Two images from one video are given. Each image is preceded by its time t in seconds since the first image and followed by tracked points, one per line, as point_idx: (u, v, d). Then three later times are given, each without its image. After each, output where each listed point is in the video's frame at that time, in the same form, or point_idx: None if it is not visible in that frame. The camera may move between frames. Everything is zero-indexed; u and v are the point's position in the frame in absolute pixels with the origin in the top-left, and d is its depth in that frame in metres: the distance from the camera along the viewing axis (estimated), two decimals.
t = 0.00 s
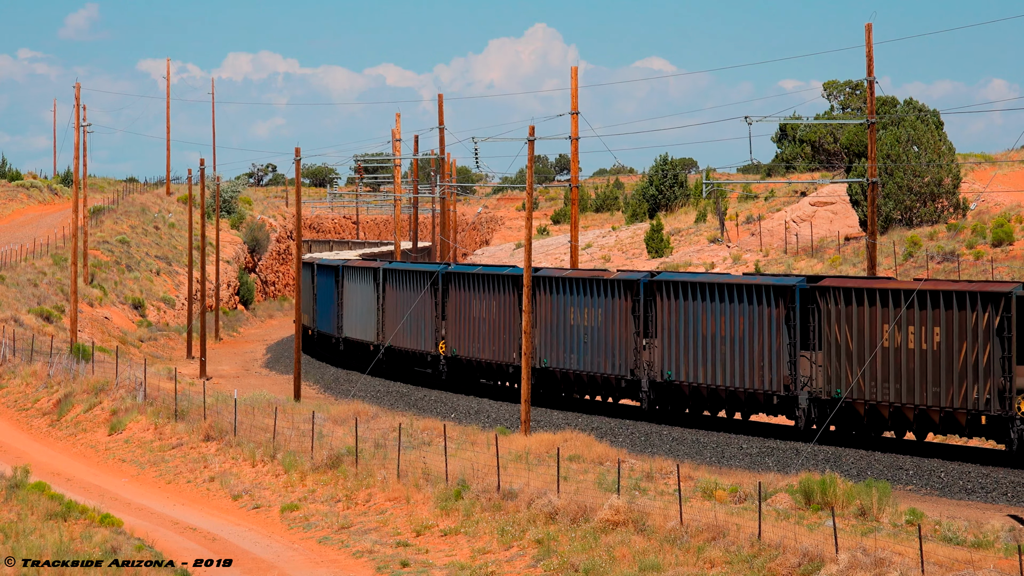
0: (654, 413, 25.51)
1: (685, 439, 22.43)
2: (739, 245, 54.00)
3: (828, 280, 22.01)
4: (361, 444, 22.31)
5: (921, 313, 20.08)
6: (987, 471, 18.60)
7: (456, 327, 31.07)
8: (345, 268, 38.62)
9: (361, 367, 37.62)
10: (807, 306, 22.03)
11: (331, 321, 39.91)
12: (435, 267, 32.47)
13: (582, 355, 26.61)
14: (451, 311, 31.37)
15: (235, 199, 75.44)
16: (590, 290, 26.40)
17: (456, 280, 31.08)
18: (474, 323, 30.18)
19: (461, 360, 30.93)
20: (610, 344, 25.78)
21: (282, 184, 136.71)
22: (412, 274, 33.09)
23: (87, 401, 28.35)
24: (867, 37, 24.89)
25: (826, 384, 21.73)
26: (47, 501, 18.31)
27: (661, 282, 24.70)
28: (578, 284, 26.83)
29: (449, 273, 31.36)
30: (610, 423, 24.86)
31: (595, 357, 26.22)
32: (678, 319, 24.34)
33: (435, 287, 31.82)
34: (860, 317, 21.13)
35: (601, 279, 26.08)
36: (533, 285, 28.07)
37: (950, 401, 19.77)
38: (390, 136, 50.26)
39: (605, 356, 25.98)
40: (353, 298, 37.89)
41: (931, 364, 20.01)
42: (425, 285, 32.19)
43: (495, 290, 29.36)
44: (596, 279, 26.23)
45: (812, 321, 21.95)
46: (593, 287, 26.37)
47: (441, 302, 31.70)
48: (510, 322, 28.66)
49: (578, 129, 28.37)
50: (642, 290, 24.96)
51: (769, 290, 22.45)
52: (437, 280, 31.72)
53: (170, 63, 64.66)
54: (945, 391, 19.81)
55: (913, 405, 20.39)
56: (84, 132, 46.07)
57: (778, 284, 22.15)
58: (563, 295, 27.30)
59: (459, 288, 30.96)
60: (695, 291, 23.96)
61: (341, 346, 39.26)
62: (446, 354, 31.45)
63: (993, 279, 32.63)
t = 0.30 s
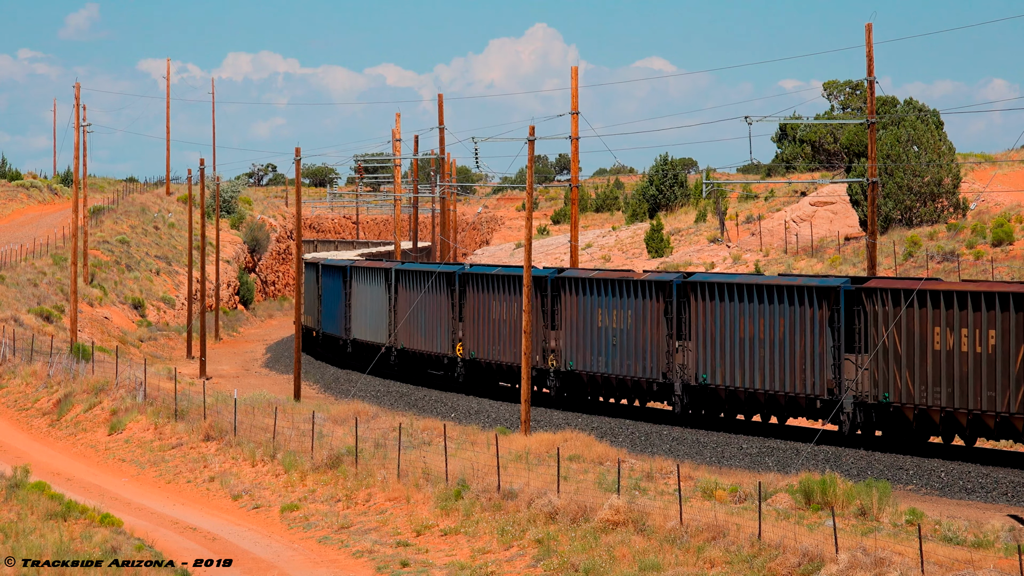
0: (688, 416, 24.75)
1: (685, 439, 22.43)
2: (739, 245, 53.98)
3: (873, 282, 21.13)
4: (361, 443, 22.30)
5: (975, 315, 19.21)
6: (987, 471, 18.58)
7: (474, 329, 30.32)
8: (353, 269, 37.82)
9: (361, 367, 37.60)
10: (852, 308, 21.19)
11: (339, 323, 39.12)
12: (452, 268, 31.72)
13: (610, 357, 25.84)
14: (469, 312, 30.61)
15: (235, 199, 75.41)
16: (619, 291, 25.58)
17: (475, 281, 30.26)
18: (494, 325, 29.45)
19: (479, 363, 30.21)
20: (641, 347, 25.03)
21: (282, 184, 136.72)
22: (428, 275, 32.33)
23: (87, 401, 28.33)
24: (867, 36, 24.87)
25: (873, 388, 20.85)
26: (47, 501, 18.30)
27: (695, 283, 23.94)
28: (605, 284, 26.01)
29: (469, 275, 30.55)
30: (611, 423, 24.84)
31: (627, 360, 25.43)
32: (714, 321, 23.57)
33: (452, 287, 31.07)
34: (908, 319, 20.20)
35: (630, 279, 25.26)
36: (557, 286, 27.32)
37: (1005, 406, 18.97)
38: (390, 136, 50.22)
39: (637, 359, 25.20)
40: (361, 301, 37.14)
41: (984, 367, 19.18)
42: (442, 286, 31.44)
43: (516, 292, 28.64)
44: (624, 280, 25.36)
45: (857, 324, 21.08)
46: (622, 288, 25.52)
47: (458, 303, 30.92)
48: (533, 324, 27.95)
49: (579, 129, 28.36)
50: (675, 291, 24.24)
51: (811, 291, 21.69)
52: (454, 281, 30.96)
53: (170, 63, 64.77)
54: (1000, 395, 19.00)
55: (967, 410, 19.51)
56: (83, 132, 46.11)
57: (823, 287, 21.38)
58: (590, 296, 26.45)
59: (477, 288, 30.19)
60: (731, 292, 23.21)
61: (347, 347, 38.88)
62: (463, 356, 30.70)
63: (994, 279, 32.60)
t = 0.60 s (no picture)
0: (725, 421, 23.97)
1: (685, 439, 22.42)
2: (739, 245, 53.98)
3: (921, 282, 20.13)
4: (361, 443, 22.29)
5: None
6: (987, 471, 18.58)
7: (494, 331, 29.61)
8: (362, 270, 37.06)
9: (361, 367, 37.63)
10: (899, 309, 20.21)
11: (347, 325, 38.34)
12: (470, 269, 31.01)
13: (641, 361, 25.20)
14: (488, 314, 29.91)
15: (235, 199, 75.40)
16: (650, 293, 24.92)
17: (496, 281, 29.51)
18: (515, 326, 28.72)
19: (500, 365, 29.55)
20: (673, 349, 24.34)
21: (282, 184, 136.70)
22: (444, 276, 31.61)
23: (87, 401, 28.33)
24: (867, 36, 24.86)
25: (923, 391, 19.89)
26: (47, 501, 18.29)
27: (731, 284, 23.21)
28: (636, 286, 25.35)
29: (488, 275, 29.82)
30: (610, 423, 24.84)
31: (659, 363, 24.70)
32: (751, 324, 22.83)
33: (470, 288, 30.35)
34: (961, 321, 19.22)
35: (662, 281, 24.60)
36: (584, 287, 26.81)
37: None
38: (390, 136, 50.17)
39: (670, 362, 24.47)
40: (371, 303, 36.39)
41: None
42: (459, 286, 30.73)
43: (542, 293, 28.12)
44: (655, 281, 24.78)
45: (905, 326, 20.12)
46: (653, 290, 24.83)
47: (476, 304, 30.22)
48: (559, 326, 27.41)
49: (578, 129, 28.36)
50: (709, 293, 23.48)
51: (855, 292, 20.80)
52: (472, 281, 30.32)
53: (169, 63, 64.61)
54: None
55: None
56: (83, 131, 46.12)
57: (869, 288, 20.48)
58: (619, 298, 25.80)
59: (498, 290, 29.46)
60: (769, 293, 22.46)
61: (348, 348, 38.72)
62: (483, 358, 29.99)
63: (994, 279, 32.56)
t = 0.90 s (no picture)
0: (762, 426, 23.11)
1: (685, 439, 22.42)
2: (739, 245, 54.00)
3: (973, 284, 19.33)
4: (361, 444, 22.30)
5: None
6: (987, 471, 18.58)
7: (516, 333, 28.75)
8: (372, 270, 35.97)
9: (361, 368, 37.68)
10: (951, 312, 19.38)
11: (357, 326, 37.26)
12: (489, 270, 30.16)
13: (673, 364, 24.20)
14: (509, 316, 29.07)
15: (235, 199, 75.42)
16: (683, 295, 23.97)
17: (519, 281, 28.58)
18: (539, 329, 27.88)
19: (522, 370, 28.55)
20: (708, 353, 23.41)
21: (282, 185, 136.82)
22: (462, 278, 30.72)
23: (87, 401, 28.33)
24: (867, 36, 24.88)
25: (977, 396, 19.02)
26: (47, 501, 18.29)
27: (770, 286, 22.26)
28: (667, 288, 24.35)
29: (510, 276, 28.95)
30: (610, 423, 24.84)
31: (694, 366, 23.74)
32: (793, 326, 21.93)
33: (490, 289, 29.51)
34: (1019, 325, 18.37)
35: (696, 283, 23.66)
36: (611, 289, 25.77)
37: None
38: (390, 136, 50.17)
39: (705, 366, 23.51)
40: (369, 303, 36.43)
41: None
42: (478, 287, 29.87)
43: (565, 295, 27.00)
44: (688, 283, 23.83)
45: (957, 328, 19.29)
46: (687, 292, 23.87)
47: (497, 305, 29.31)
48: (585, 328, 26.33)
49: (578, 129, 28.36)
50: (748, 295, 22.57)
51: (905, 294, 19.90)
52: (492, 283, 29.50)
53: (169, 63, 64.58)
54: None
55: None
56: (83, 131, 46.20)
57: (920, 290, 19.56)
58: (650, 299, 24.79)
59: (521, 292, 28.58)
60: (812, 295, 21.54)
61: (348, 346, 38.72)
62: (504, 362, 29.13)
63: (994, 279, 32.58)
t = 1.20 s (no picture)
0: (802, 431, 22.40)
1: (685, 439, 22.42)
2: (739, 245, 54.00)
3: None
4: (361, 444, 22.30)
5: None
6: (987, 471, 18.58)
7: (539, 334, 27.91)
8: (384, 271, 35.01)
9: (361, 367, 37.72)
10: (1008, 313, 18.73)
11: (367, 327, 36.21)
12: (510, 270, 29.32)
13: (709, 367, 23.47)
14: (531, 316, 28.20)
15: (235, 199, 75.41)
16: (719, 296, 23.23)
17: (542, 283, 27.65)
18: (565, 331, 27.06)
19: (545, 372, 27.75)
20: (746, 356, 22.71)
21: (282, 184, 136.85)
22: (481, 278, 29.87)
23: (87, 401, 28.33)
24: (867, 36, 24.89)
25: None
26: (47, 501, 18.29)
27: (813, 287, 21.58)
28: (702, 289, 23.59)
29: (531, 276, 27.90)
30: (610, 423, 24.85)
31: (732, 369, 23.01)
32: (836, 328, 21.25)
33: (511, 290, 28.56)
34: None
35: (733, 284, 22.92)
36: (642, 292, 24.93)
37: None
38: (390, 136, 50.15)
39: (744, 369, 22.80)
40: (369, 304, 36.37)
41: None
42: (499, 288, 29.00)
43: (593, 296, 26.16)
44: (724, 284, 23.07)
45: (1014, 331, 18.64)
46: (724, 293, 23.12)
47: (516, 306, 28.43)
48: (613, 330, 25.55)
49: (579, 129, 28.37)
50: (789, 296, 21.90)
51: (957, 296, 19.26)
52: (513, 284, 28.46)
53: (169, 62, 64.50)
54: None
55: None
56: (83, 131, 46.23)
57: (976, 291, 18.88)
58: (684, 301, 23.98)
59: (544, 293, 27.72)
60: (859, 296, 20.88)
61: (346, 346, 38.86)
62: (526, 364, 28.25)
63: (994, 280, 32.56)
